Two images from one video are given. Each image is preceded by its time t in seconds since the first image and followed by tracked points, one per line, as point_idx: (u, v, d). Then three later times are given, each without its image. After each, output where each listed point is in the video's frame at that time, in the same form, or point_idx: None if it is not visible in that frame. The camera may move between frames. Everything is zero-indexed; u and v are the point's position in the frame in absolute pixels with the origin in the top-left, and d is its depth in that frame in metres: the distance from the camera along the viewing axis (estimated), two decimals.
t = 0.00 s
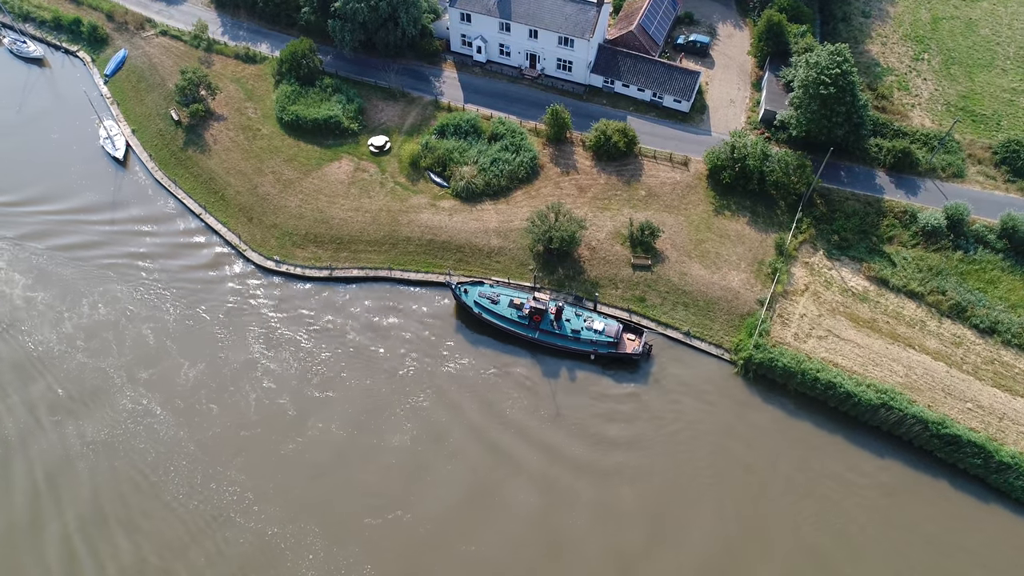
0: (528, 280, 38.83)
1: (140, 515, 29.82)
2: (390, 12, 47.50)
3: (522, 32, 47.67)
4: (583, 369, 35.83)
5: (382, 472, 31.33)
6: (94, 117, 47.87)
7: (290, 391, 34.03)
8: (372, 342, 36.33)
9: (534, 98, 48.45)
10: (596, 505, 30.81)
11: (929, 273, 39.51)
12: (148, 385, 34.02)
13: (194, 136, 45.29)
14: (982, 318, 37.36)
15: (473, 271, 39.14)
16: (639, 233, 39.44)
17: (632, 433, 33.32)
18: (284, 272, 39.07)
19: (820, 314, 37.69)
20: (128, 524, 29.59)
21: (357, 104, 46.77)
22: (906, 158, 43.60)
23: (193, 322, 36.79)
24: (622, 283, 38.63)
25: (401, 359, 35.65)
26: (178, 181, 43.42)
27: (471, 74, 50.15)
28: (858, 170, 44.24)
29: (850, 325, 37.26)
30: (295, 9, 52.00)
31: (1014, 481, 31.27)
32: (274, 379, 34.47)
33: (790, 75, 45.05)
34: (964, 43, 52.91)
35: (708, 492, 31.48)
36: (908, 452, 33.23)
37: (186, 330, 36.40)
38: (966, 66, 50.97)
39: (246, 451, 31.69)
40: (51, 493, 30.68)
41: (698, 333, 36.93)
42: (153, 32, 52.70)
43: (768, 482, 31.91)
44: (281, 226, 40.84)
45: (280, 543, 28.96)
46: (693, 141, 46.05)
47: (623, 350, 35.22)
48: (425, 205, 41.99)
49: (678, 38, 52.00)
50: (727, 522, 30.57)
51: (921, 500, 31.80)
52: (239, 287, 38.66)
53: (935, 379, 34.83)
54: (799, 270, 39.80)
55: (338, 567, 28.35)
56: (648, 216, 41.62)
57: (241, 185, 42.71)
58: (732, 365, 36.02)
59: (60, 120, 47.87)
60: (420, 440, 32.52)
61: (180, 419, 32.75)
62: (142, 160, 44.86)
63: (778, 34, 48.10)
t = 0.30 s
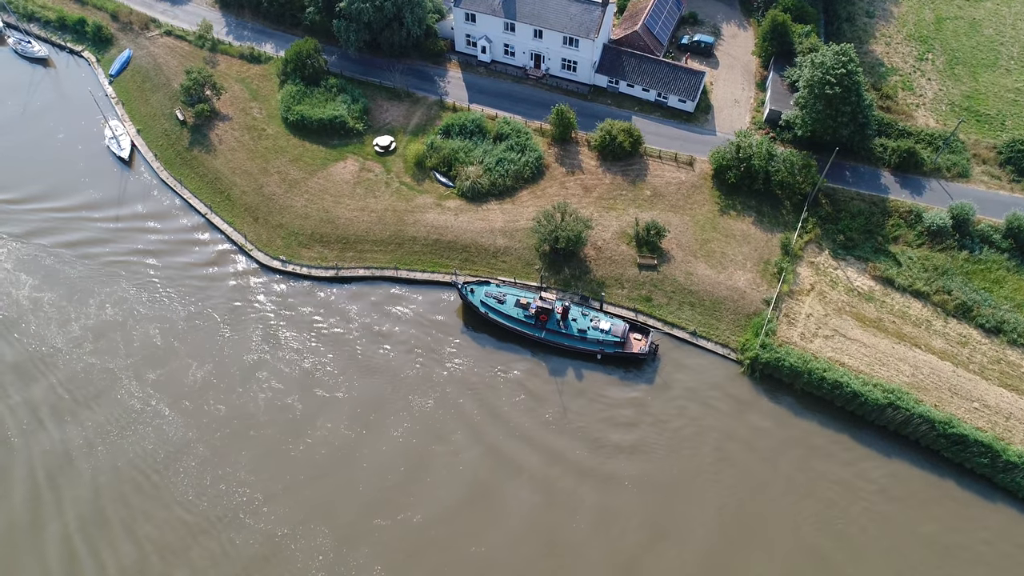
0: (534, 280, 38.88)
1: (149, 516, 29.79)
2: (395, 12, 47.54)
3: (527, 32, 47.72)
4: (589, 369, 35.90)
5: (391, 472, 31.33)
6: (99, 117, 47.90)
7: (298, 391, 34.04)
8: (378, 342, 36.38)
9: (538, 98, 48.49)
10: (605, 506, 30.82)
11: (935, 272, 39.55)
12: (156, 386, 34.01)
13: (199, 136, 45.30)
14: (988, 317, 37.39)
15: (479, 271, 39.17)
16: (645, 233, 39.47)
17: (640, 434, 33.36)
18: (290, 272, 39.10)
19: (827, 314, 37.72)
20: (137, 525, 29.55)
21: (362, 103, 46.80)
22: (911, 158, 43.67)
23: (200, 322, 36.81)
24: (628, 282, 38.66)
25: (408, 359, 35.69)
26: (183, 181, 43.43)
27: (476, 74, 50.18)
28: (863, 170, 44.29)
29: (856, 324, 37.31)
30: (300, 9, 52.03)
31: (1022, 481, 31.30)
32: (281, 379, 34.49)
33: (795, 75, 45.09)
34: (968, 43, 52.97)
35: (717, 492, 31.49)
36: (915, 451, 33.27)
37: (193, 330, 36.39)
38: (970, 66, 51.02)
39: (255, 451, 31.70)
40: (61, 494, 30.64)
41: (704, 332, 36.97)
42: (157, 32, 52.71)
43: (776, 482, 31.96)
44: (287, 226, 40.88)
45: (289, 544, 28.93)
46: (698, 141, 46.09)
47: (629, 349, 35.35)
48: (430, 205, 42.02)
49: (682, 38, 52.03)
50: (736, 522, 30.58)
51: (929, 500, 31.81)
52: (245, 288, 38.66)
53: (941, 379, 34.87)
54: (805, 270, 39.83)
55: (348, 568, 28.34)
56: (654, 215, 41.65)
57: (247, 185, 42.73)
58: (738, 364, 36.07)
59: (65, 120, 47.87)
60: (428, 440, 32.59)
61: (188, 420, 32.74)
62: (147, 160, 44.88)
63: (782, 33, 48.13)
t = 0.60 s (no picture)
0: (542, 279, 38.92)
1: (161, 516, 29.76)
2: (402, 11, 47.59)
3: (534, 32, 47.76)
4: (598, 368, 36.00)
5: (402, 473, 31.37)
6: (107, 116, 47.92)
7: (308, 391, 34.09)
8: (388, 342, 36.44)
9: (545, 98, 48.52)
10: (616, 506, 30.87)
11: (943, 272, 39.57)
12: (166, 386, 34.02)
13: (207, 135, 45.34)
14: (996, 317, 37.42)
15: (488, 271, 39.20)
16: (654, 232, 39.50)
17: (650, 433, 33.43)
18: (299, 272, 39.14)
19: (835, 313, 37.75)
20: (149, 525, 29.54)
21: (370, 103, 46.83)
22: (918, 158, 43.70)
23: (210, 322, 36.82)
24: (636, 282, 38.69)
25: (418, 359, 35.75)
26: (192, 181, 43.47)
27: (483, 73, 50.21)
28: (870, 170, 44.32)
29: (865, 324, 37.34)
30: (307, 9, 52.05)
31: None
32: (291, 378, 34.54)
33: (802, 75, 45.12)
34: (974, 43, 52.99)
35: (727, 492, 31.55)
36: (925, 451, 33.32)
37: (203, 330, 36.39)
38: (976, 66, 51.05)
39: (266, 451, 31.75)
40: (73, 495, 30.60)
41: (713, 332, 37.02)
42: (164, 31, 52.74)
43: (786, 482, 32.02)
44: (295, 225, 40.92)
45: (302, 545, 28.94)
46: (706, 141, 46.11)
47: (638, 348, 35.50)
48: (439, 204, 42.05)
49: (689, 38, 52.03)
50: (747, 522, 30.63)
51: (938, 499, 31.86)
52: (254, 287, 38.69)
53: (950, 378, 34.89)
54: (813, 269, 39.87)
55: (361, 568, 28.36)
56: (662, 215, 41.69)
57: (255, 185, 42.76)
58: (747, 364, 36.11)
59: (73, 120, 47.91)
60: (439, 440, 32.66)
61: (199, 420, 32.73)
62: (155, 159, 44.92)
63: (789, 33, 48.15)
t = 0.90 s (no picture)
0: (553, 278, 38.93)
1: (176, 517, 29.75)
2: (411, 11, 47.65)
3: (543, 32, 47.79)
4: (610, 367, 36.05)
5: (416, 473, 31.39)
6: (116, 116, 47.92)
7: (321, 390, 34.10)
8: (399, 341, 36.46)
9: (554, 97, 48.54)
10: (631, 507, 30.89)
11: (953, 271, 39.57)
12: (180, 386, 34.02)
13: (217, 135, 45.35)
14: (1007, 316, 37.42)
15: (498, 270, 39.21)
16: (664, 232, 39.50)
17: (663, 433, 33.45)
18: (309, 271, 39.17)
19: (846, 313, 37.76)
20: (165, 527, 29.49)
21: (379, 102, 46.85)
22: (927, 157, 43.75)
23: (223, 322, 36.80)
24: (647, 281, 38.70)
25: (430, 358, 35.80)
26: (201, 180, 43.50)
27: (491, 73, 50.22)
28: (880, 169, 44.34)
29: (876, 323, 37.35)
30: (315, 8, 52.06)
31: None
32: (304, 378, 34.57)
33: (811, 74, 45.19)
34: (982, 43, 53.01)
35: (741, 492, 31.56)
36: (937, 451, 33.34)
37: (215, 330, 36.41)
38: (984, 66, 51.07)
39: (280, 451, 31.76)
40: (87, 495, 30.56)
41: (724, 331, 37.03)
42: (173, 31, 52.75)
43: (800, 481, 32.03)
44: (305, 224, 40.94)
45: (318, 545, 28.94)
46: (715, 140, 46.12)
47: (650, 347, 35.54)
48: (449, 203, 42.08)
49: (697, 37, 52.04)
50: (761, 522, 30.66)
51: (952, 499, 31.86)
52: (266, 286, 38.74)
53: (962, 378, 34.88)
54: (823, 269, 39.88)
55: (377, 568, 28.37)
56: (672, 214, 41.71)
57: (265, 184, 42.78)
58: (759, 363, 36.13)
59: (82, 120, 47.91)
60: (453, 440, 32.69)
61: (213, 421, 32.74)
62: (164, 158, 44.95)
63: (798, 33, 48.17)
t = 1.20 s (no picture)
0: (565, 277, 38.95)
1: (193, 517, 29.78)
2: (421, 10, 47.68)
3: (553, 31, 47.81)
4: (623, 367, 36.09)
5: (432, 474, 31.44)
6: (126, 116, 47.95)
7: (335, 390, 34.15)
8: (412, 340, 36.50)
9: (564, 97, 48.56)
10: (646, 507, 30.93)
11: (965, 270, 39.58)
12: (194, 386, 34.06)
13: (227, 134, 45.38)
14: (1020, 315, 37.44)
15: (511, 269, 39.25)
16: (676, 231, 39.52)
17: (677, 433, 33.50)
18: (321, 270, 39.21)
19: (858, 312, 37.78)
20: (182, 527, 29.51)
21: (389, 102, 46.87)
22: (938, 156, 43.80)
23: (236, 322, 36.84)
24: (659, 280, 38.74)
25: (443, 358, 35.83)
26: (212, 179, 43.54)
27: (501, 73, 50.24)
28: (890, 168, 44.36)
29: (888, 322, 37.39)
30: (324, 8, 52.09)
31: None
32: (318, 378, 34.62)
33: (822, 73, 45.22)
34: (991, 42, 53.02)
35: (756, 492, 31.60)
36: (951, 450, 33.38)
37: (229, 330, 36.45)
38: (994, 65, 51.09)
39: (296, 451, 31.82)
40: (104, 495, 30.57)
41: (737, 330, 37.06)
42: (182, 30, 52.77)
43: (815, 481, 32.05)
44: (317, 224, 40.96)
45: (336, 545, 29.00)
46: (725, 140, 46.14)
47: (663, 346, 35.57)
48: (460, 203, 42.10)
49: (706, 37, 52.07)
50: (777, 522, 30.69)
51: (966, 498, 31.90)
52: (278, 286, 38.79)
53: (975, 376, 34.91)
54: (835, 268, 39.90)
55: (394, 569, 28.45)
56: (683, 213, 41.74)
57: (276, 183, 42.79)
58: (772, 362, 36.17)
59: (92, 119, 47.93)
60: (468, 440, 32.74)
61: (229, 421, 32.79)
62: (175, 158, 44.98)
63: (808, 32, 48.20)
